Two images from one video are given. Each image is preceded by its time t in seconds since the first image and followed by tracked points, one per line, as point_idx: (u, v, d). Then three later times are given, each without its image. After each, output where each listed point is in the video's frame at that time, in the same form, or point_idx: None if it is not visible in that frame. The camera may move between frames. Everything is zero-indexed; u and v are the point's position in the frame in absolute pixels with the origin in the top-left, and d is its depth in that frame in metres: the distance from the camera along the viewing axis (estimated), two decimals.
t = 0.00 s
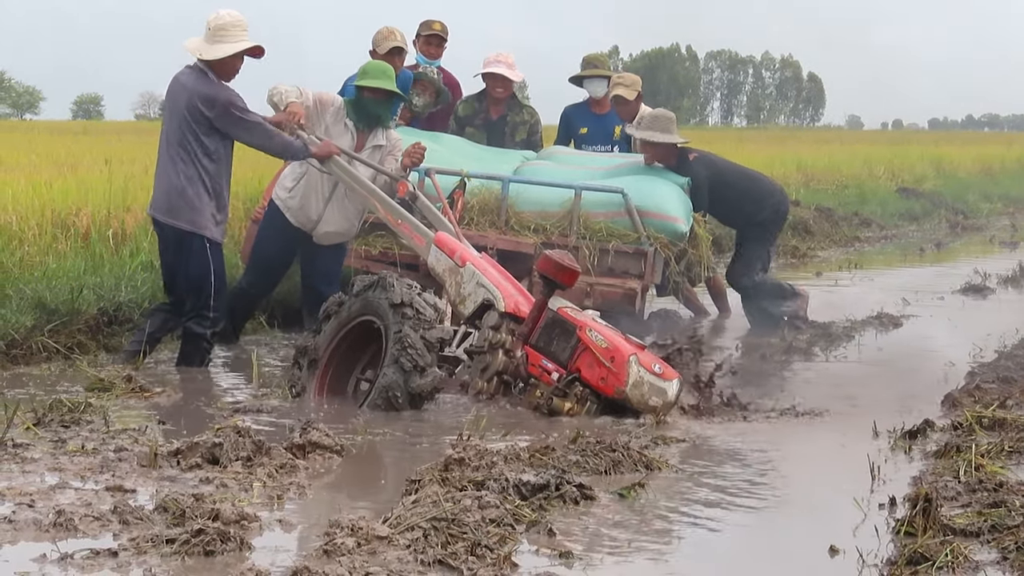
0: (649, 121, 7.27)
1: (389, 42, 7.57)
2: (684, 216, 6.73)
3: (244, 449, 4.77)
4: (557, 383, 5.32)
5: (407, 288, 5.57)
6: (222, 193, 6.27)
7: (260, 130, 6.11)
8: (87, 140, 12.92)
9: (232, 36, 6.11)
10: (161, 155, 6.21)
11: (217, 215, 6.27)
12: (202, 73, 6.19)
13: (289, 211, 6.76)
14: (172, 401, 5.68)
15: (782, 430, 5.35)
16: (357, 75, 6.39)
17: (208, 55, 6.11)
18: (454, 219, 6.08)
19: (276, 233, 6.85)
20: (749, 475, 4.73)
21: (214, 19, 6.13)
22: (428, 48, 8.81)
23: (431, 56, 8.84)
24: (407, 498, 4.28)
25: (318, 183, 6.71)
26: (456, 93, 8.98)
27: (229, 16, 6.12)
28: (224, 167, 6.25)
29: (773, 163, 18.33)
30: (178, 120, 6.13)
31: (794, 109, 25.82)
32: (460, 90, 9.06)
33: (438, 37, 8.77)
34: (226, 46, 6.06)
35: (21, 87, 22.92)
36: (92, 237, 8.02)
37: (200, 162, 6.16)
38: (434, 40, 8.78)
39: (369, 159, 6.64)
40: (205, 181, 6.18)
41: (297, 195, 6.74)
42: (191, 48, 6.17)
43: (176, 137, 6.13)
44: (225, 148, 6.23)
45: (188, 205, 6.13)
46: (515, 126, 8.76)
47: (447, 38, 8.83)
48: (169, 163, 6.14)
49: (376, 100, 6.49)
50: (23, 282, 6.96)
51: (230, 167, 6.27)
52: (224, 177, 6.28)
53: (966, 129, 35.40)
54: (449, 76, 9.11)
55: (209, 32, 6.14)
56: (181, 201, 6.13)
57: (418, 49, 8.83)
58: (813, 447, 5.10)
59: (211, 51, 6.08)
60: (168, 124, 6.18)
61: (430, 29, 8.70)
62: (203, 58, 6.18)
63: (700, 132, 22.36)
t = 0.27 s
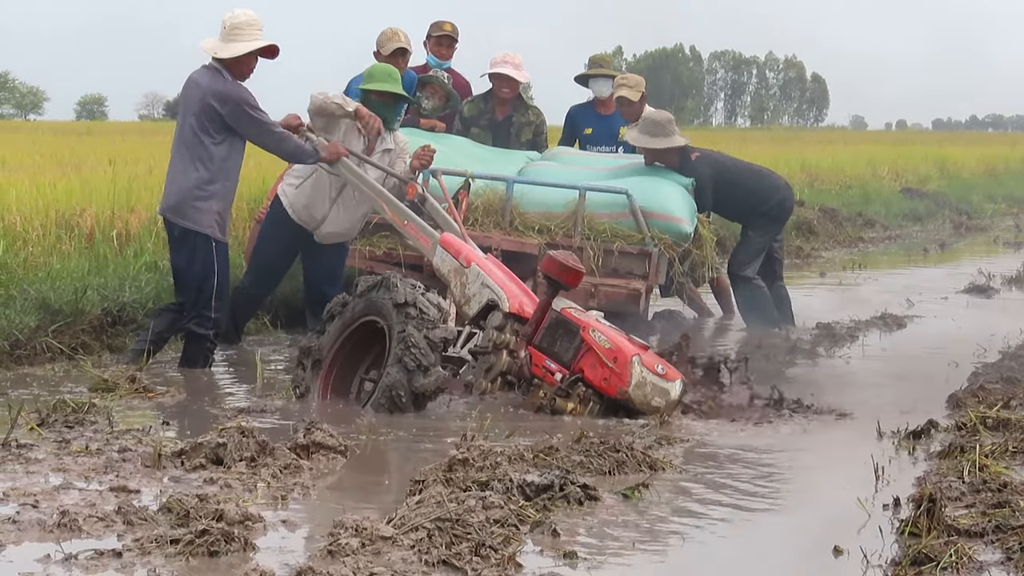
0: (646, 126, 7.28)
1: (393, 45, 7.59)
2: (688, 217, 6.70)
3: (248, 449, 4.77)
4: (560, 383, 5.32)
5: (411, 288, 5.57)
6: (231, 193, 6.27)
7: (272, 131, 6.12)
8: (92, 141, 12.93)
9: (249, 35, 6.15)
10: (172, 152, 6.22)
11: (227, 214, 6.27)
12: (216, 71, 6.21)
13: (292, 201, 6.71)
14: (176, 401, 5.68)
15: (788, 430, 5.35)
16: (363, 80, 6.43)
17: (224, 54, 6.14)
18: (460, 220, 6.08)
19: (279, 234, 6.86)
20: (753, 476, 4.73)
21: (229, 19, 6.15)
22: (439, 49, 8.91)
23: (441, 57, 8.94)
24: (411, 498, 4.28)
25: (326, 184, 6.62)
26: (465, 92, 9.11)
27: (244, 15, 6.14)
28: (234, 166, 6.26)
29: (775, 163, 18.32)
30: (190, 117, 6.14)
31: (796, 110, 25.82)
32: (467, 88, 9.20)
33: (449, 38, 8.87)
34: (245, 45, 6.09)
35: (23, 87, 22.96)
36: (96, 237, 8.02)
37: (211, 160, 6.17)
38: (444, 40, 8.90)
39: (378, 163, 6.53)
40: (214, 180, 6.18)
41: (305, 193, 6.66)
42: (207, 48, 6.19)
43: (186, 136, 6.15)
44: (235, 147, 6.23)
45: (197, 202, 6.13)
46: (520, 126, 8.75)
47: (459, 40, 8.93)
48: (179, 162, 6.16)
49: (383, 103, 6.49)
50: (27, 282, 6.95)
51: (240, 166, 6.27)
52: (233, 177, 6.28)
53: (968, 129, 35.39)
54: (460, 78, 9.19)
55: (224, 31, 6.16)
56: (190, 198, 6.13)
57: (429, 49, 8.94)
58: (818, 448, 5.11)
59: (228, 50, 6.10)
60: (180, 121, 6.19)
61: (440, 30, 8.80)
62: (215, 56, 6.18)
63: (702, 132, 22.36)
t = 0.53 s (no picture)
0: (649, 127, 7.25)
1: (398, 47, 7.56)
2: (690, 219, 6.72)
3: (250, 451, 4.76)
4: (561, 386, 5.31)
5: (412, 290, 5.56)
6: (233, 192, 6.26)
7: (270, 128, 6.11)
8: (93, 143, 12.93)
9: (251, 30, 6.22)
10: (173, 154, 6.22)
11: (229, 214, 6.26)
12: (212, 70, 6.20)
13: (304, 211, 6.68)
14: (177, 404, 5.68)
15: (790, 432, 5.34)
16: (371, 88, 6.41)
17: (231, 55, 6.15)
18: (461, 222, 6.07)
19: (279, 236, 6.86)
20: (755, 478, 4.73)
21: (228, 19, 6.14)
22: (447, 51, 9.01)
23: (447, 59, 9.04)
24: (413, 500, 4.27)
25: (339, 198, 6.58)
26: (472, 94, 9.17)
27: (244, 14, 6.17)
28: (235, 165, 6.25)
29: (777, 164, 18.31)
30: (188, 118, 6.14)
31: (798, 112, 25.84)
32: (475, 90, 9.23)
33: (455, 41, 8.97)
34: (256, 42, 6.18)
35: (24, 88, 22.99)
36: (97, 239, 8.02)
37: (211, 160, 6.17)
38: (451, 43, 9.01)
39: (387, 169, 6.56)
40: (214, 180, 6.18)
41: (317, 204, 6.63)
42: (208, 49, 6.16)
43: (184, 137, 6.15)
44: (235, 146, 6.22)
45: (199, 203, 6.14)
46: (522, 128, 8.75)
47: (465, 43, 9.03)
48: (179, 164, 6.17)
49: (393, 111, 6.49)
50: (28, 284, 6.96)
51: (241, 165, 6.26)
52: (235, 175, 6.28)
53: (970, 130, 35.39)
54: (467, 81, 9.25)
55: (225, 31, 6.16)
56: (192, 199, 6.14)
57: (436, 51, 9.05)
58: (820, 449, 5.10)
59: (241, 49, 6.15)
60: (179, 122, 6.19)
61: (447, 32, 8.92)
62: (217, 55, 6.17)
63: (703, 133, 22.36)
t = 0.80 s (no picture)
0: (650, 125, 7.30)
1: (402, 48, 7.53)
2: (692, 221, 6.71)
3: (252, 452, 4.76)
4: (563, 387, 5.32)
5: (414, 291, 5.57)
6: (230, 191, 6.26)
7: (268, 126, 6.11)
8: (95, 144, 12.94)
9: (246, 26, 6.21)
10: (171, 153, 6.23)
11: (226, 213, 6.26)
12: (209, 69, 6.20)
13: (308, 211, 6.65)
14: (178, 405, 5.68)
15: (792, 433, 5.35)
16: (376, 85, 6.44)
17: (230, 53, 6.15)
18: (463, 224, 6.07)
19: (281, 236, 6.86)
20: (756, 478, 4.73)
21: (223, 18, 6.12)
22: (451, 54, 8.98)
23: (451, 61, 9.01)
24: (414, 501, 4.27)
25: (343, 196, 6.58)
26: (477, 95, 9.18)
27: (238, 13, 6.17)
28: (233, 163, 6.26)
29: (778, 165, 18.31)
30: (186, 118, 6.14)
31: (800, 112, 25.84)
32: (479, 90, 9.26)
33: (459, 43, 8.94)
34: (253, 39, 6.18)
35: (25, 88, 22.99)
36: (99, 240, 8.02)
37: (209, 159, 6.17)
38: (455, 45, 8.95)
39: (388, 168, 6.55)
40: (211, 179, 6.18)
41: (320, 203, 6.62)
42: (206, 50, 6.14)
43: (181, 137, 6.16)
44: (232, 145, 6.21)
45: (197, 203, 6.14)
46: (525, 129, 8.75)
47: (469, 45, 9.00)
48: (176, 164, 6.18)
49: (397, 109, 6.51)
50: (30, 285, 6.96)
51: (238, 163, 6.26)
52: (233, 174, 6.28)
53: (971, 130, 35.40)
54: (472, 83, 9.24)
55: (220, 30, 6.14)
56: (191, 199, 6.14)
57: (440, 54, 9.02)
58: (822, 450, 5.10)
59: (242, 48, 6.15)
60: (177, 122, 6.19)
61: (451, 34, 8.88)
62: (216, 55, 6.16)
63: (705, 134, 22.37)
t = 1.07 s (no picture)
0: (655, 121, 7.44)
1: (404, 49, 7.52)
2: (693, 221, 6.72)
3: (252, 453, 4.76)
4: (564, 387, 5.32)
5: (415, 291, 5.57)
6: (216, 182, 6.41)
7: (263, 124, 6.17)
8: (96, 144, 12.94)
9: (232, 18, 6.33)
10: (159, 142, 6.34)
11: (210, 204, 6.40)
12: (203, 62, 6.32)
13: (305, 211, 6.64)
14: (179, 405, 5.68)
15: (793, 433, 5.35)
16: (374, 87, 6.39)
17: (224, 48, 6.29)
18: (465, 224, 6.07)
19: (281, 237, 6.86)
20: (757, 479, 4.74)
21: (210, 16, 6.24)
22: (454, 54, 9.02)
23: (455, 62, 9.05)
24: (415, 501, 4.27)
25: (340, 200, 6.55)
26: (479, 96, 9.19)
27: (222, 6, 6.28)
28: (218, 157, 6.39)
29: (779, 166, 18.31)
30: (178, 108, 6.26)
31: (800, 113, 25.85)
32: (482, 91, 9.26)
33: (462, 44, 8.99)
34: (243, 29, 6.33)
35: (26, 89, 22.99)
36: (100, 241, 8.02)
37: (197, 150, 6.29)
38: (458, 46, 9.01)
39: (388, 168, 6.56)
40: (199, 170, 6.31)
41: (319, 206, 6.60)
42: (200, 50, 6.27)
43: (172, 126, 6.28)
44: (220, 138, 6.36)
45: (185, 193, 6.27)
46: (526, 129, 8.77)
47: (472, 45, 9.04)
48: (164, 153, 6.30)
49: (396, 110, 6.46)
50: (31, 286, 6.97)
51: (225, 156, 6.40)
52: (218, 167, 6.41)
53: (971, 131, 35.40)
54: (475, 83, 9.26)
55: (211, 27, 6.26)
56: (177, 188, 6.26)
57: (443, 54, 9.07)
58: (824, 450, 5.11)
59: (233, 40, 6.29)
60: (167, 112, 6.31)
61: (454, 35, 8.94)
62: (208, 52, 6.29)
63: (705, 135, 22.38)
